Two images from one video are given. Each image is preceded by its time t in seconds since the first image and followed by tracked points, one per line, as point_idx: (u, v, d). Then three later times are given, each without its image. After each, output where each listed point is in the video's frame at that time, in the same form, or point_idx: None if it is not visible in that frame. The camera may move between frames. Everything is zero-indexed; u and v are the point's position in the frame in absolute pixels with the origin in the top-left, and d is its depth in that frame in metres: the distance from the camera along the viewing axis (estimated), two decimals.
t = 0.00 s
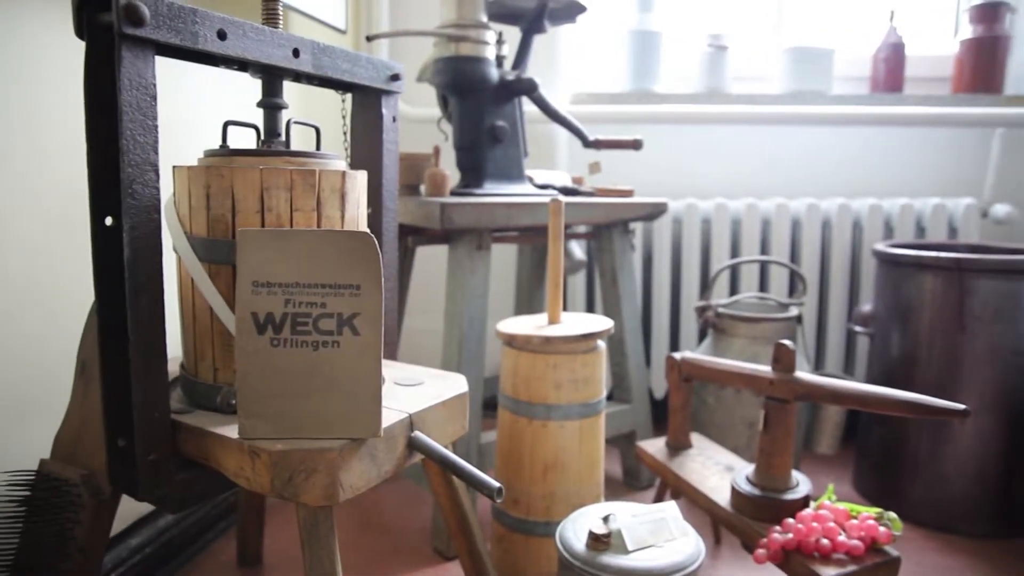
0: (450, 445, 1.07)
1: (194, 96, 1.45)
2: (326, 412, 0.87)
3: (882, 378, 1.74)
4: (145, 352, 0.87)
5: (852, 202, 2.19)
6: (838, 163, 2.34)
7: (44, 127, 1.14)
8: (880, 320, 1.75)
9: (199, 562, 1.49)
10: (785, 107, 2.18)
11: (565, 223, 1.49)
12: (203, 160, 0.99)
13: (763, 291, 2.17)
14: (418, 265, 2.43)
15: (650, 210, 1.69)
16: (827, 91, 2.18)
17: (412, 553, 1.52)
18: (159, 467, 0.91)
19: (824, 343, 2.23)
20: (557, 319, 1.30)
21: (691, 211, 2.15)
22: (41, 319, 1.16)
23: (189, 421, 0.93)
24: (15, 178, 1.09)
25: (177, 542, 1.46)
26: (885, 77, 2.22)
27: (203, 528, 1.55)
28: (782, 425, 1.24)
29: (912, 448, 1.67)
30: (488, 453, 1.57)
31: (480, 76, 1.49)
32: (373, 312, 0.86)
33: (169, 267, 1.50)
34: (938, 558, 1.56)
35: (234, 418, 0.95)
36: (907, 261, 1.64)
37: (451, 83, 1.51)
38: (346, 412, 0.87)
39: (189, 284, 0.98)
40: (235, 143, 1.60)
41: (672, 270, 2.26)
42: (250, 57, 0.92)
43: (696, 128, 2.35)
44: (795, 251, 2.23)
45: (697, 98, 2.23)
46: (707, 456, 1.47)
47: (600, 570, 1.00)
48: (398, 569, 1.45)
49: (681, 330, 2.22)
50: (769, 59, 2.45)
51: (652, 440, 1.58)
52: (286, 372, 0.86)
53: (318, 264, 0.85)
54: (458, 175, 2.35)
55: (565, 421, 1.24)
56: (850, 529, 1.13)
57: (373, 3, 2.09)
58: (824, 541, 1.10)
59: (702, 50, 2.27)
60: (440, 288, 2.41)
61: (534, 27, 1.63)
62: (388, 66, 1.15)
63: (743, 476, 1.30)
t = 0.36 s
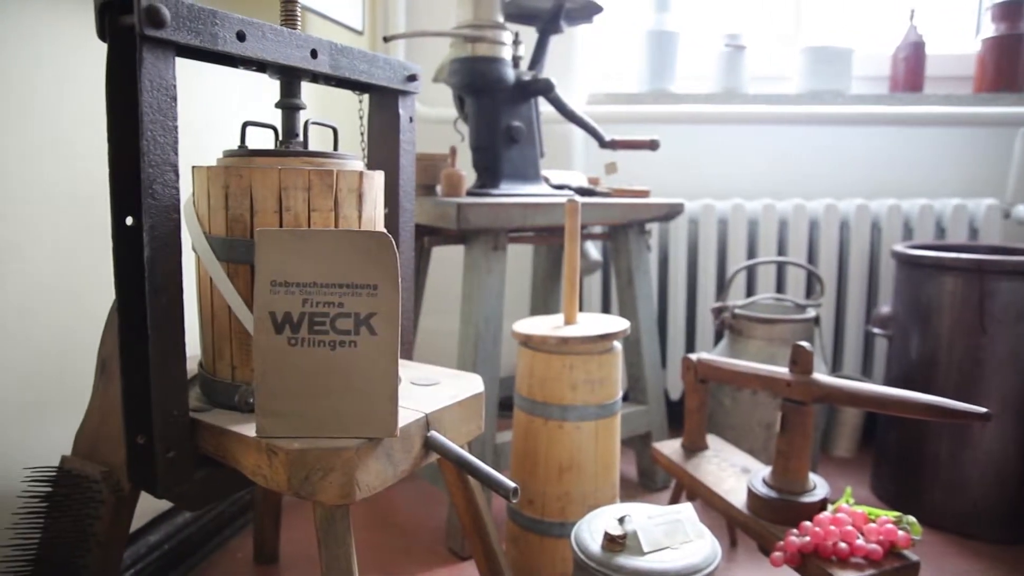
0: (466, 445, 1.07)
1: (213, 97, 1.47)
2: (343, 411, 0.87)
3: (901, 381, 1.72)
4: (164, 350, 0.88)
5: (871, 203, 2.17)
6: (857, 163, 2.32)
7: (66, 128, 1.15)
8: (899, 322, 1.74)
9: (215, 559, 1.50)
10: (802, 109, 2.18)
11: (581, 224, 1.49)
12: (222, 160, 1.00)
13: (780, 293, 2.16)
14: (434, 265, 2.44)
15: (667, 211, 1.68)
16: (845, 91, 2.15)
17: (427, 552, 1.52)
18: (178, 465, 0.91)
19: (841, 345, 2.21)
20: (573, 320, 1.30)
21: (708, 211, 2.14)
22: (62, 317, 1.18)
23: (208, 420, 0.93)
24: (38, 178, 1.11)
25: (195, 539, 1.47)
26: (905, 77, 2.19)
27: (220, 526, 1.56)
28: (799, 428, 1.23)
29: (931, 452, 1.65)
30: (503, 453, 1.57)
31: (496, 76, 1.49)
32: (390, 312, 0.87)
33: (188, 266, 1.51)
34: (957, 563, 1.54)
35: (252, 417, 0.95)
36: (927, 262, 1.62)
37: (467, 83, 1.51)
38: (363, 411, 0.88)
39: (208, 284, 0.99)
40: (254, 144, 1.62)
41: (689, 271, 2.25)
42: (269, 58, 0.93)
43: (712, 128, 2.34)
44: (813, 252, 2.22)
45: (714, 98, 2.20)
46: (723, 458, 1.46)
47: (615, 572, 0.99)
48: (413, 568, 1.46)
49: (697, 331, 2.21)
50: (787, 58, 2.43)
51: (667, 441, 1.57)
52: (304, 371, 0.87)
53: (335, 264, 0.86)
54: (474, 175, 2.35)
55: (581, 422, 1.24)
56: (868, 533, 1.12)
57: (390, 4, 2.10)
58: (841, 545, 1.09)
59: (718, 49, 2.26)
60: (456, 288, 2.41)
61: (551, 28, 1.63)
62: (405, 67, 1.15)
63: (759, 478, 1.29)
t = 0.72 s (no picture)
0: (483, 445, 1.07)
1: (233, 98, 1.48)
2: (361, 410, 0.88)
3: (922, 384, 1.70)
4: (185, 348, 0.88)
5: (891, 204, 2.14)
6: (878, 163, 2.29)
7: (88, 128, 1.16)
8: (920, 325, 1.72)
9: (233, 556, 1.51)
10: (821, 109, 2.17)
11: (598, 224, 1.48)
12: (241, 160, 1.00)
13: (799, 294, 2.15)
14: (451, 265, 2.44)
15: (685, 212, 1.67)
16: (865, 91, 2.15)
17: (443, 552, 1.52)
18: (197, 462, 0.92)
19: (861, 347, 2.19)
20: (590, 321, 1.29)
21: (726, 212, 2.13)
22: (85, 316, 1.19)
23: (227, 418, 0.94)
24: (61, 177, 1.12)
25: (213, 536, 1.48)
26: (927, 75, 2.17)
27: (238, 523, 1.57)
28: (818, 431, 1.22)
29: (953, 455, 1.63)
30: (520, 454, 1.57)
31: (514, 76, 1.49)
32: (408, 312, 0.87)
33: (208, 266, 1.52)
34: (979, 569, 1.52)
35: (270, 416, 0.96)
36: (949, 263, 1.60)
37: (485, 83, 1.51)
38: (381, 410, 0.88)
39: (227, 283, 1.00)
40: (273, 144, 1.63)
41: (707, 272, 2.24)
42: (289, 59, 0.93)
43: (731, 129, 2.33)
44: (832, 254, 2.20)
45: (734, 98, 2.21)
46: (741, 460, 1.45)
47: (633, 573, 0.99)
48: (429, 568, 1.46)
49: (714, 332, 2.20)
50: (807, 57, 2.41)
51: (685, 443, 1.56)
52: (323, 370, 0.87)
53: (353, 264, 0.86)
54: (491, 175, 2.35)
55: (598, 424, 1.24)
56: (888, 537, 1.10)
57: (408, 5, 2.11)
58: (862, 549, 1.07)
59: (737, 49, 2.26)
60: (473, 288, 2.41)
61: (569, 27, 1.62)
62: (423, 67, 1.15)
63: (777, 481, 1.28)
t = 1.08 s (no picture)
0: (500, 445, 1.07)
1: (253, 99, 1.49)
2: (379, 410, 0.88)
3: (943, 387, 1.69)
4: (206, 346, 0.89)
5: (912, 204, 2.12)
6: (900, 163, 2.26)
7: (110, 128, 1.18)
8: (941, 327, 1.70)
9: (250, 554, 1.52)
10: (841, 108, 2.15)
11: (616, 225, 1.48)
12: (261, 160, 1.01)
13: (817, 295, 2.13)
14: (468, 266, 2.45)
15: (702, 212, 1.66)
16: (888, 89, 2.14)
17: (460, 552, 1.52)
18: (216, 460, 0.93)
19: (880, 350, 2.17)
20: (607, 321, 1.29)
21: (744, 213, 2.11)
22: (106, 314, 1.20)
23: (246, 417, 0.95)
24: (84, 177, 1.13)
25: (231, 533, 1.49)
26: (950, 74, 2.15)
27: (256, 521, 1.58)
28: (838, 434, 1.21)
29: (975, 460, 1.61)
30: (536, 455, 1.57)
31: (532, 77, 1.49)
32: (427, 312, 0.87)
33: (228, 265, 1.54)
34: None
35: (289, 414, 0.96)
36: (972, 265, 1.58)
37: (503, 84, 1.51)
38: (398, 410, 0.88)
39: (246, 282, 1.00)
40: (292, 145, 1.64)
41: (724, 273, 2.23)
42: (308, 60, 0.94)
43: (750, 129, 2.32)
44: (852, 255, 2.18)
45: (753, 97, 2.21)
46: (759, 462, 1.44)
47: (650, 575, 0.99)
48: (445, 567, 1.46)
49: (732, 334, 2.18)
50: (828, 57, 2.39)
51: (702, 445, 1.55)
52: (341, 370, 0.88)
53: (372, 264, 0.86)
54: (509, 176, 2.35)
55: (615, 424, 1.24)
56: (909, 542, 1.08)
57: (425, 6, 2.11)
58: (881, 554, 1.06)
59: (756, 48, 2.25)
60: (490, 288, 2.42)
61: (586, 27, 1.62)
62: (441, 68, 1.15)
63: (796, 483, 1.27)
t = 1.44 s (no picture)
0: (517, 445, 1.07)
1: (273, 99, 1.50)
2: (397, 410, 0.88)
3: (965, 390, 1.67)
4: (226, 345, 0.90)
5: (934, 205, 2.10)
6: (923, 163, 2.24)
7: (132, 127, 1.19)
8: (963, 329, 1.68)
9: (268, 551, 1.53)
10: (861, 108, 2.14)
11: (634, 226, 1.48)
12: (281, 161, 1.01)
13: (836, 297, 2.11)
14: (485, 266, 2.45)
15: (721, 213, 1.66)
16: (909, 88, 2.13)
17: (476, 552, 1.53)
18: (235, 458, 0.93)
19: (901, 353, 2.14)
20: (625, 322, 1.29)
21: (762, 213, 2.10)
22: (127, 312, 1.21)
23: (265, 415, 0.95)
24: (106, 177, 1.14)
25: (249, 531, 1.50)
26: (973, 73, 2.12)
27: (273, 519, 1.59)
28: (857, 437, 1.20)
29: (998, 464, 1.59)
30: (553, 455, 1.57)
31: (550, 77, 1.49)
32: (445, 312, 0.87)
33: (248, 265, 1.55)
34: None
35: (307, 413, 0.97)
36: (995, 267, 1.56)
37: (521, 84, 1.51)
38: (416, 410, 0.88)
39: (266, 282, 1.01)
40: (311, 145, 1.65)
41: (742, 274, 2.22)
42: (328, 61, 0.94)
43: (768, 128, 2.30)
44: (872, 256, 2.16)
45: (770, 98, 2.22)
46: (777, 465, 1.43)
47: None
48: (461, 567, 1.46)
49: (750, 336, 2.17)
50: (849, 56, 2.37)
51: (719, 447, 1.54)
52: (360, 369, 0.88)
53: (390, 264, 0.87)
54: (526, 176, 2.36)
55: (632, 425, 1.23)
56: (930, 547, 1.06)
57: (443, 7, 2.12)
58: (902, 558, 1.03)
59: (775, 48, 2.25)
60: (507, 289, 2.42)
61: (604, 28, 1.62)
62: (459, 68, 1.15)
63: (815, 487, 1.26)
